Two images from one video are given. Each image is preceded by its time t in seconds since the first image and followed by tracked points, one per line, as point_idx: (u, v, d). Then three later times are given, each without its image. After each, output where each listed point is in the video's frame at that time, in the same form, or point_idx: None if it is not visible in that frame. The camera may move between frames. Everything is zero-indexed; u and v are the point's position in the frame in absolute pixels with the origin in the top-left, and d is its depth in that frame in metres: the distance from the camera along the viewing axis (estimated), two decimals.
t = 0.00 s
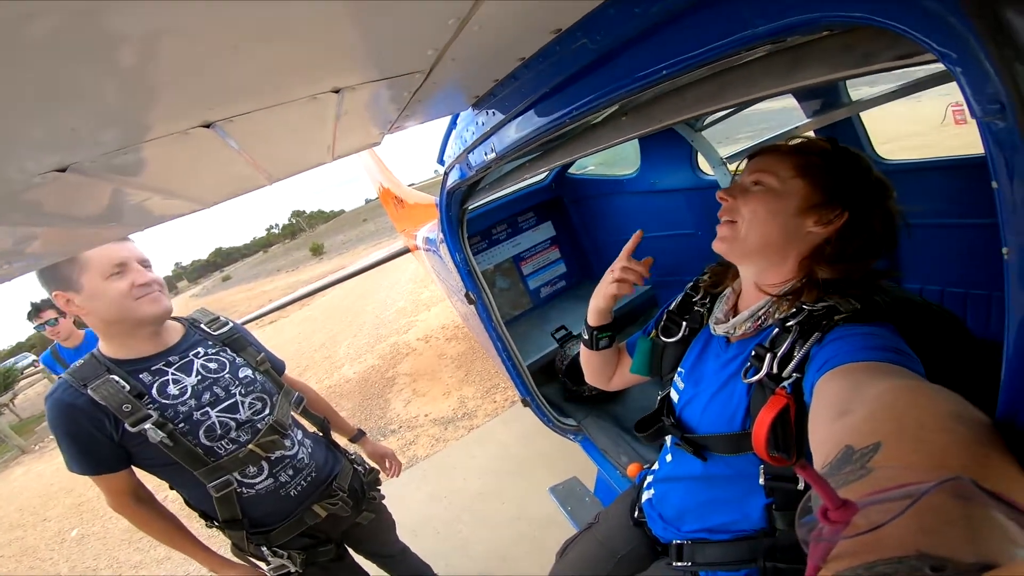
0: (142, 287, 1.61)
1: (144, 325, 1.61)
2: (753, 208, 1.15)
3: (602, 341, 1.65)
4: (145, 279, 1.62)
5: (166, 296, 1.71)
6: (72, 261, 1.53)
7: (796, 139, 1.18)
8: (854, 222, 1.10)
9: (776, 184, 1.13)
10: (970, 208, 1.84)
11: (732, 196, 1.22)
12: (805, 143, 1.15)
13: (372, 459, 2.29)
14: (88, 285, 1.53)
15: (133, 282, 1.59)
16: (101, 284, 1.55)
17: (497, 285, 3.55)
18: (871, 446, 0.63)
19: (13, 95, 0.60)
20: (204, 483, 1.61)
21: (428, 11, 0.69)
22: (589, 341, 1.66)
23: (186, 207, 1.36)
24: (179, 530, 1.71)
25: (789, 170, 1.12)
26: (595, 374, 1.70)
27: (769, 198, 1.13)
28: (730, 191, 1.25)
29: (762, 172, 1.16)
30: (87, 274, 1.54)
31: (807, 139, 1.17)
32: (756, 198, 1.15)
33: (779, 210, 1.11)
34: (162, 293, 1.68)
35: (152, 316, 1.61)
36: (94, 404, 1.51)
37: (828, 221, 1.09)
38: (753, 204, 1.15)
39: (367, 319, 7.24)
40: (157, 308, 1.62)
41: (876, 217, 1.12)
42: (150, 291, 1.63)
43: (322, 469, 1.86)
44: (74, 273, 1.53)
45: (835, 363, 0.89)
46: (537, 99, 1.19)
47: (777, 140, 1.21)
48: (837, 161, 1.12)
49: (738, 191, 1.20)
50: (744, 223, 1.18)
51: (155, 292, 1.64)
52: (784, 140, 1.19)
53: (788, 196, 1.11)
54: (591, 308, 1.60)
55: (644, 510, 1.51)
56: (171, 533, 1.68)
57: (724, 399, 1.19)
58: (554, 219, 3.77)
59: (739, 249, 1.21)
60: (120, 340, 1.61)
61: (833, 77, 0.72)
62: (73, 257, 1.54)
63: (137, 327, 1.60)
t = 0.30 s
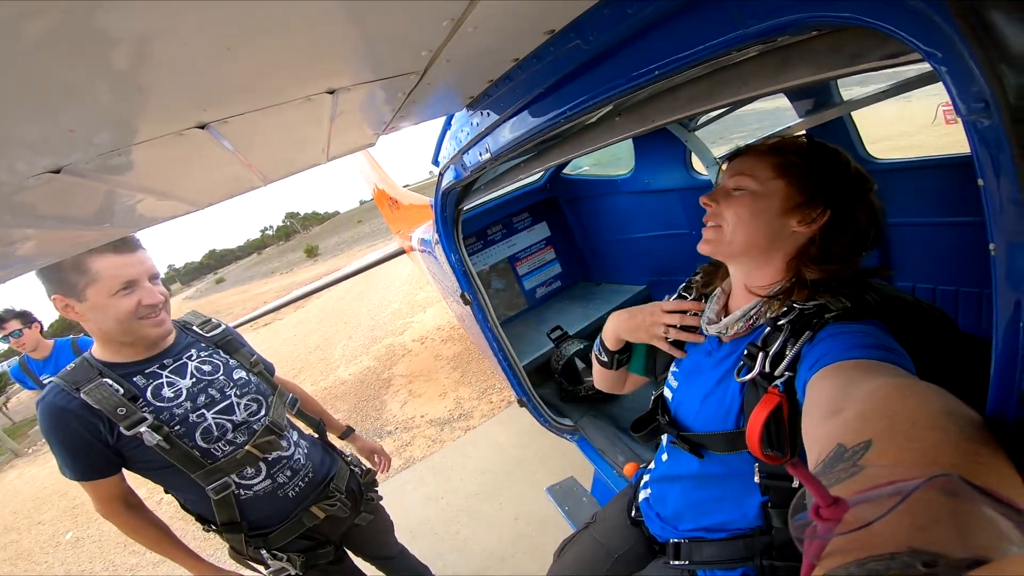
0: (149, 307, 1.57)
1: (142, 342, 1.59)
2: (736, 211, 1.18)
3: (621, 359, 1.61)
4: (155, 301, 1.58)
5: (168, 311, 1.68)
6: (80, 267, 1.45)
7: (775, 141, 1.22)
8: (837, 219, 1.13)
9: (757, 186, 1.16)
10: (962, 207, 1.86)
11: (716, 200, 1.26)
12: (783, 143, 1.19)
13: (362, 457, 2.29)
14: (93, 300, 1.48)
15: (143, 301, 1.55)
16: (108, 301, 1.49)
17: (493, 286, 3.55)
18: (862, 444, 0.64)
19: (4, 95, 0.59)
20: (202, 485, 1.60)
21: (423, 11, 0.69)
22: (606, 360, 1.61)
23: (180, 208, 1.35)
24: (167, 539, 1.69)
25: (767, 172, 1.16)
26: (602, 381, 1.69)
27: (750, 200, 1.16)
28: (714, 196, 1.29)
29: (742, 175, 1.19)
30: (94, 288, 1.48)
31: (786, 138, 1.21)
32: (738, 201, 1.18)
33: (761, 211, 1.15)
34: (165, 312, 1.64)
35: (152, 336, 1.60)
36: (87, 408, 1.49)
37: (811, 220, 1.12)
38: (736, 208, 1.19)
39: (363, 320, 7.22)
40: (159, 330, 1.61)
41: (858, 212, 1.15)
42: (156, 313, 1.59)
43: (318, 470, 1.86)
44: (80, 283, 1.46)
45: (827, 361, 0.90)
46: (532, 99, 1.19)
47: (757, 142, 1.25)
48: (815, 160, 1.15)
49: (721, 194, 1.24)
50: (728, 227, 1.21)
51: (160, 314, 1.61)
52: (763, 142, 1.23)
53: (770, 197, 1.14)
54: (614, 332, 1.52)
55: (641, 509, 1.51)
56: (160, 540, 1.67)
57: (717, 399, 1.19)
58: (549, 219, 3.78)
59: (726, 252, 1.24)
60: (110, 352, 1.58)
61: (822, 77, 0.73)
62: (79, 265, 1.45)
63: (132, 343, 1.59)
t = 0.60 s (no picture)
0: (140, 305, 1.54)
1: (133, 339, 1.56)
2: (727, 217, 1.18)
3: (621, 361, 1.60)
4: (145, 299, 1.55)
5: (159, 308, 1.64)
6: (68, 264, 1.41)
7: (756, 139, 1.21)
8: (827, 216, 1.13)
9: (744, 190, 1.16)
10: (957, 206, 1.85)
11: (704, 205, 1.25)
12: (765, 141, 1.18)
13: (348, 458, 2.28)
14: (82, 297, 1.44)
15: (133, 298, 1.52)
16: (97, 298, 1.46)
17: (488, 285, 3.54)
18: (870, 443, 0.63)
19: None
20: (194, 487, 1.58)
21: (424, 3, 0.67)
22: (606, 362, 1.61)
23: (170, 205, 1.33)
24: (160, 540, 1.67)
25: (753, 173, 1.16)
26: (604, 383, 1.68)
27: (739, 204, 1.16)
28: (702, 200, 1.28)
29: (729, 179, 1.19)
30: (83, 284, 1.44)
31: (766, 135, 1.20)
32: (727, 205, 1.18)
33: (751, 215, 1.14)
34: (156, 309, 1.61)
35: (142, 334, 1.56)
36: (76, 407, 1.47)
37: (801, 219, 1.12)
38: (726, 213, 1.18)
39: (357, 319, 7.19)
40: (150, 328, 1.58)
41: (846, 206, 1.15)
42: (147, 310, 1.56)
43: (310, 470, 1.83)
44: (68, 281, 1.43)
45: (827, 360, 0.89)
46: (531, 96, 1.18)
47: (739, 141, 1.24)
48: (800, 156, 1.14)
49: (709, 199, 1.23)
50: (719, 232, 1.21)
51: (151, 311, 1.58)
52: (745, 141, 1.22)
53: (758, 200, 1.14)
54: (612, 335, 1.53)
55: (638, 509, 1.50)
56: (153, 541, 1.65)
57: (718, 396, 1.18)
58: (544, 218, 3.77)
59: (720, 257, 1.23)
60: (101, 350, 1.55)
61: (827, 73, 0.72)
62: (68, 261, 1.42)
63: (123, 342, 1.55)
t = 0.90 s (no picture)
0: (129, 303, 1.53)
1: (121, 337, 1.54)
2: (718, 219, 1.18)
3: (615, 362, 1.60)
4: (134, 296, 1.53)
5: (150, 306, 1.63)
6: (54, 262, 1.42)
7: (746, 141, 1.22)
8: (817, 217, 1.14)
9: (735, 192, 1.16)
10: (949, 208, 1.87)
11: (696, 208, 1.25)
12: (755, 144, 1.19)
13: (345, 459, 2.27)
14: (70, 294, 1.44)
15: (120, 296, 1.50)
16: (85, 296, 1.45)
17: (484, 284, 3.54)
18: (859, 443, 0.63)
19: None
20: (182, 485, 1.57)
21: (421, 3, 0.67)
22: (600, 362, 1.61)
23: (165, 202, 1.32)
24: (151, 536, 1.66)
25: (744, 176, 1.16)
26: (598, 384, 1.68)
27: (730, 206, 1.16)
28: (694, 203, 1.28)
29: (720, 182, 1.19)
30: (70, 282, 1.44)
31: (757, 136, 1.21)
32: (720, 208, 1.18)
33: (742, 217, 1.15)
34: (146, 307, 1.59)
35: (131, 332, 1.55)
36: (65, 404, 1.45)
37: (793, 221, 1.13)
38: (717, 215, 1.19)
39: (351, 318, 7.17)
40: (139, 326, 1.56)
41: (837, 207, 1.16)
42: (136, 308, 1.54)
43: (300, 470, 1.83)
44: (55, 279, 1.43)
45: (818, 361, 0.90)
46: (526, 96, 1.18)
47: (730, 143, 1.25)
48: (790, 157, 1.15)
49: (700, 202, 1.24)
50: (712, 235, 1.21)
51: (140, 309, 1.56)
52: (735, 143, 1.23)
53: (749, 203, 1.15)
54: (606, 336, 1.53)
55: (632, 509, 1.50)
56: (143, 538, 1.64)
57: (710, 396, 1.19)
58: (540, 218, 3.77)
59: (712, 259, 1.24)
60: (90, 349, 1.54)
61: (820, 75, 0.73)
62: (55, 260, 1.42)
63: (112, 341, 1.54)
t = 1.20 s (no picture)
0: (117, 302, 1.52)
1: (110, 337, 1.53)
2: (711, 221, 1.19)
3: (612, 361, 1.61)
4: (121, 296, 1.52)
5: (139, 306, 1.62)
6: (41, 262, 1.42)
7: (736, 142, 1.22)
8: (809, 217, 1.15)
9: (726, 194, 1.17)
10: (944, 210, 1.88)
11: (689, 210, 1.26)
12: (745, 144, 1.19)
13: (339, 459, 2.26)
14: (57, 295, 1.44)
15: (108, 296, 1.49)
16: (72, 296, 1.45)
17: (480, 283, 3.53)
18: (853, 443, 0.64)
19: None
20: (172, 485, 1.57)
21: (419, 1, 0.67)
22: (597, 362, 1.62)
23: (160, 199, 1.31)
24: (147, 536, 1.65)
25: (735, 177, 1.17)
26: (595, 384, 1.68)
27: (722, 208, 1.17)
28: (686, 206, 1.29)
29: (711, 184, 1.20)
30: (58, 283, 1.44)
31: (748, 137, 1.21)
32: (712, 210, 1.19)
33: (734, 219, 1.15)
34: (136, 307, 1.58)
35: (120, 332, 1.54)
36: (55, 405, 1.45)
37: (785, 221, 1.13)
38: (710, 217, 1.19)
39: (348, 316, 7.16)
40: (127, 325, 1.55)
41: (828, 204, 1.16)
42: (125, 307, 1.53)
43: (291, 469, 1.82)
44: (42, 279, 1.43)
45: (812, 362, 0.90)
46: (523, 96, 1.18)
47: (720, 144, 1.25)
48: (780, 157, 1.15)
49: (692, 205, 1.24)
50: (705, 237, 1.22)
51: (129, 308, 1.55)
52: (724, 144, 1.23)
53: (741, 204, 1.15)
54: (603, 336, 1.53)
55: (627, 508, 1.51)
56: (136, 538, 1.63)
57: (706, 397, 1.19)
58: (537, 217, 3.77)
59: (707, 262, 1.23)
60: (80, 349, 1.53)
61: (818, 76, 0.73)
62: (42, 260, 1.42)
63: (103, 340, 1.53)
